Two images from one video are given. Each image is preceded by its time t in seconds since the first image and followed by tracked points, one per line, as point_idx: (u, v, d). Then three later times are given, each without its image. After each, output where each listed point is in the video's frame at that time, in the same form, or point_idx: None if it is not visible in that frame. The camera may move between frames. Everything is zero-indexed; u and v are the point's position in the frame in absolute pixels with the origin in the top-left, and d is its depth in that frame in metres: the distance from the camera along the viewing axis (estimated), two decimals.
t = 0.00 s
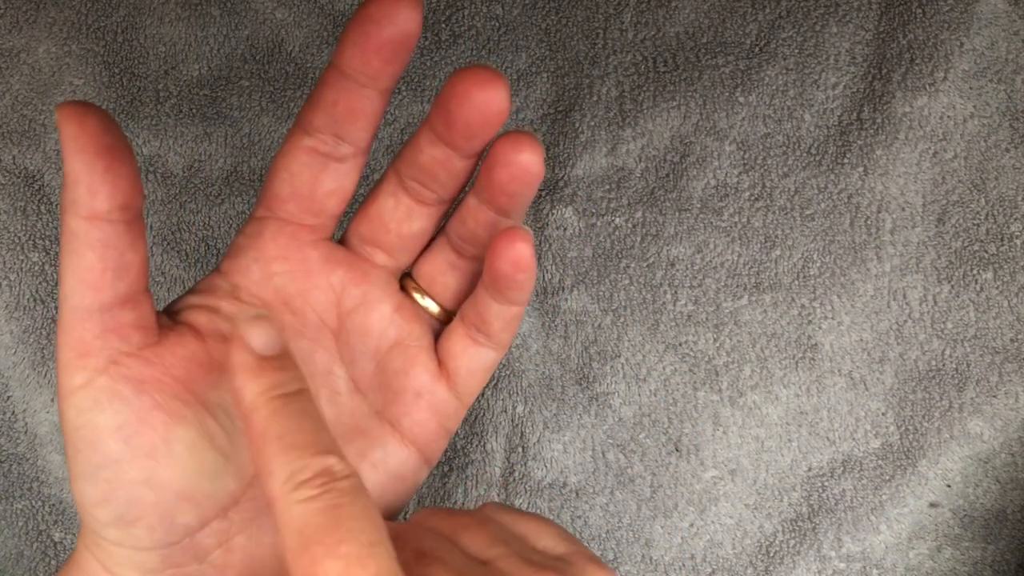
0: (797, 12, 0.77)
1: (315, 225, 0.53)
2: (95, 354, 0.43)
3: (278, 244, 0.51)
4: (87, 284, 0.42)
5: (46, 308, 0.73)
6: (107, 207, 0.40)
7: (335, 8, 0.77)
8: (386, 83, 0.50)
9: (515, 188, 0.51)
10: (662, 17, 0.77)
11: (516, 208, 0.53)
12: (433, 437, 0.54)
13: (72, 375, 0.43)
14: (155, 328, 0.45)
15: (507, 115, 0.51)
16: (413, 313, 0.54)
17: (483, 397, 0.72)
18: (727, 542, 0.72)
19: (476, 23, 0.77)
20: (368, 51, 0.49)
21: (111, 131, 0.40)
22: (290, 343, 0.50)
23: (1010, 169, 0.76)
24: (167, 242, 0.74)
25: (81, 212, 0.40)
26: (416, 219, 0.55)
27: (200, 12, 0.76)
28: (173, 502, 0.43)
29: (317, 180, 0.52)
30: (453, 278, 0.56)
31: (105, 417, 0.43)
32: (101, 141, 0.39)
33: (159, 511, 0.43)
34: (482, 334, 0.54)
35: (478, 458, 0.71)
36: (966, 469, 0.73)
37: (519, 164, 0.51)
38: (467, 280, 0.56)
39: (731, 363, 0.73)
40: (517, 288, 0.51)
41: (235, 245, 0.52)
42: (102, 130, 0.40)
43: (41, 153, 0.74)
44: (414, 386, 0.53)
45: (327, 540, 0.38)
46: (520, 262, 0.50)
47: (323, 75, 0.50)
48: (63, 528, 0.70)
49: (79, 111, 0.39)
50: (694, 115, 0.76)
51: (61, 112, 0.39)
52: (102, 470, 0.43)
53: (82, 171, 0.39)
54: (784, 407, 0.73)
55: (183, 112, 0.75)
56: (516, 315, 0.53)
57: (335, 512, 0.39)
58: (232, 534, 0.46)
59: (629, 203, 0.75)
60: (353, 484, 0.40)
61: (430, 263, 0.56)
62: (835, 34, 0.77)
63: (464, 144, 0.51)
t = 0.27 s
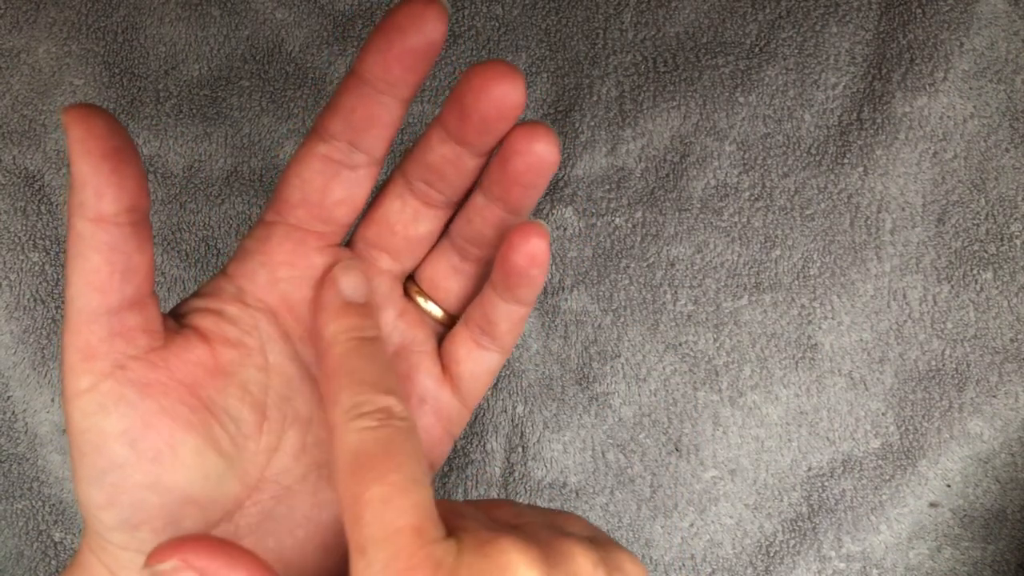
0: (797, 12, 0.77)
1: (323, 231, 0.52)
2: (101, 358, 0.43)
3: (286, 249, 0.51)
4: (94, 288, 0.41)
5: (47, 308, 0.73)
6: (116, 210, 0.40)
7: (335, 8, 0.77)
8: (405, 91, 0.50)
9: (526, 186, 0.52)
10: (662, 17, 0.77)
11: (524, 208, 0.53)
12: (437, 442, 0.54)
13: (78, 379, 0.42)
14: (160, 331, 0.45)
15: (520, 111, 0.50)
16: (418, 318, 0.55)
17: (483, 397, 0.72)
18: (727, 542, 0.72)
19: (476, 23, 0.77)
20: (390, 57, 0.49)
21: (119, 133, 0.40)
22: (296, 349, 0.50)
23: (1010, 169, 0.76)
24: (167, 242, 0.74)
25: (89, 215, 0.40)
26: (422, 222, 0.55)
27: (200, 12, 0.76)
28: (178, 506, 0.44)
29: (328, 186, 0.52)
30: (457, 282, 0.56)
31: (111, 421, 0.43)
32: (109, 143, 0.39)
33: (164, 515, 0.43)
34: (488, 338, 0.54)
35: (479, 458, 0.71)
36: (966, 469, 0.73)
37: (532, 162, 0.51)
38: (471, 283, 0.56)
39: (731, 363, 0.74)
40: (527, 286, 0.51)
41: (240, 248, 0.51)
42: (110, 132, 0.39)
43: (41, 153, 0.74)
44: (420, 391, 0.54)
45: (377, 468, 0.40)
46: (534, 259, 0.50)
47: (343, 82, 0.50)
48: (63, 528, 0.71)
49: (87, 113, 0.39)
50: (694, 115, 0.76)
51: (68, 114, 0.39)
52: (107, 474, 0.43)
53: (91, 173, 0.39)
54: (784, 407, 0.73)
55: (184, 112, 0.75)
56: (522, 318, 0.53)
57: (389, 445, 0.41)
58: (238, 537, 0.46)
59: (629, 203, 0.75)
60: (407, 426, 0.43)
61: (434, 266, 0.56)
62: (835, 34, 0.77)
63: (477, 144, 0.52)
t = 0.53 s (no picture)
0: (797, 12, 0.77)
1: (315, 227, 0.52)
2: (94, 354, 0.43)
3: (278, 245, 0.51)
4: (86, 284, 0.42)
5: (47, 308, 0.73)
6: (107, 206, 0.40)
7: (335, 8, 0.77)
8: (396, 85, 0.50)
9: (518, 178, 0.51)
10: (662, 17, 0.77)
11: (515, 201, 0.53)
12: (431, 436, 0.54)
13: (72, 375, 0.43)
14: (154, 327, 0.45)
15: (510, 103, 0.50)
16: (409, 312, 0.54)
17: (483, 397, 0.72)
18: (727, 542, 0.72)
19: (476, 23, 0.77)
20: (379, 51, 0.49)
21: (110, 129, 0.40)
22: (288, 345, 0.50)
23: (1010, 169, 0.76)
24: (167, 242, 0.74)
25: (80, 211, 0.40)
26: (414, 217, 0.55)
27: (200, 12, 0.76)
28: (171, 502, 0.44)
29: (320, 182, 0.52)
30: (449, 276, 0.55)
31: (104, 417, 0.43)
32: (98, 139, 0.40)
33: (157, 511, 0.44)
34: (480, 331, 0.53)
35: (478, 458, 0.71)
36: (966, 469, 0.73)
37: (522, 154, 0.51)
38: (463, 277, 0.56)
39: (731, 363, 0.74)
40: (520, 276, 0.51)
41: (234, 244, 0.52)
42: (101, 128, 0.40)
43: (40, 153, 0.74)
44: (412, 385, 0.53)
45: (298, 551, 0.36)
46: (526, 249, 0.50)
47: (334, 76, 0.50)
48: (63, 528, 0.70)
49: (77, 110, 0.39)
50: (694, 115, 0.76)
51: (59, 110, 0.39)
52: (101, 470, 0.43)
53: (81, 169, 0.39)
54: (784, 407, 0.73)
55: (184, 112, 0.75)
56: (515, 309, 0.53)
57: (309, 521, 0.37)
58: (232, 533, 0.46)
59: (629, 203, 0.75)
60: (327, 496, 0.38)
61: (426, 261, 0.55)
62: (835, 34, 0.77)
63: (467, 138, 0.51)
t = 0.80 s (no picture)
0: (797, 13, 0.77)
1: (311, 227, 0.52)
2: (89, 355, 0.43)
3: (274, 244, 0.51)
4: (80, 284, 0.42)
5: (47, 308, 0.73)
6: (101, 206, 0.40)
7: (335, 8, 0.77)
8: (391, 84, 0.50)
9: (513, 178, 0.51)
10: (662, 17, 0.77)
11: (511, 201, 0.53)
12: (428, 437, 0.53)
13: (67, 376, 0.43)
14: (149, 327, 0.45)
15: (505, 104, 0.50)
16: (406, 312, 0.54)
17: (483, 397, 0.72)
18: (727, 542, 0.72)
19: (476, 23, 0.77)
20: (375, 50, 0.49)
21: (103, 130, 0.40)
22: (283, 345, 0.50)
23: (1010, 169, 0.76)
24: (167, 242, 0.74)
25: (74, 211, 0.40)
26: (411, 217, 0.55)
27: (200, 12, 0.76)
28: (167, 503, 0.44)
29: (315, 181, 0.52)
30: (446, 276, 0.55)
31: (100, 419, 0.43)
32: (91, 139, 0.40)
33: (153, 512, 0.44)
34: (477, 331, 0.53)
35: (478, 458, 0.71)
36: (966, 469, 0.73)
37: (517, 154, 0.51)
38: (460, 277, 0.56)
39: (731, 363, 0.74)
40: (515, 277, 0.50)
41: (230, 244, 0.52)
42: (94, 128, 0.40)
43: (40, 153, 0.74)
44: (409, 385, 0.53)
45: (288, 568, 0.37)
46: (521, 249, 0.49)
47: (330, 75, 0.50)
48: (62, 528, 0.71)
49: (70, 111, 0.39)
50: (694, 115, 0.76)
51: (52, 111, 0.39)
52: (97, 472, 0.43)
53: (74, 170, 0.39)
54: (784, 407, 0.73)
55: (183, 112, 0.75)
56: (511, 309, 0.53)
57: (297, 537, 0.38)
58: (228, 534, 0.46)
59: (629, 203, 0.75)
60: (317, 510, 0.39)
61: (424, 261, 0.55)
62: (835, 34, 0.77)
63: (463, 138, 0.51)
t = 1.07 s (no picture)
0: (797, 12, 0.77)
1: (323, 227, 0.52)
2: (103, 352, 0.43)
3: (287, 244, 0.51)
4: (95, 282, 0.42)
5: (47, 308, 0.73)
6: (115, 205, 0.40)
7: (335, 8, 0.77)
8: (405, 88, 0.50)
9: (523, 180, 0.51)
10: (662, 17, 0.77)
11: (522, 203, 0.53)
12: (438, 437, 0.53)
13: (81, 373, 0.43)
14: (162, 324, 0.45)
15: (516, 109, 0.50)
16: (416, 313, 0.54)
17: (483, 397, 0.72)
18: (727, 542, 0.72)
19: (476, 23, 0.77)
20: (389, 54, 0.49)
21: (117, 129, 0.40)
22: (296, 344, 0.50)
23: (1010, 169, 0.76)
24: (167, 242, 0.74)
25: (89, 209, 0.40)
26: (421, 219, 0.55)
27: (200, 12, 0.76)
28: (178, 500, 0.44)
29: (328, 183, 0.52)
30: (457, 278, 0.55)
31: (112, 415, 0.43)
32: (106, 138, 0.40)
33: (164, 509, 0.44)
34: (486, 332, 0.53)
35: (478, 458, 0.71)
36: (966, 469, 0.73)
37: (527, 157, 0.51)
38: (471, 279, 0.56)
39: (731, 363, 0.74)
40: (523, 278, 0.51)
41: (243, 244, 0.52)
42: (109, 128, 0.40)
43: (40, 153, 0.74)
44: (419, 387, 0.53)
45: (293, 560, 0.36)
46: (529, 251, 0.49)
47: (344, 78, 0.50)
48: (63, 528, 0.71)
49: (86, 110, 0.39)
50: (694, 115, 0.76)
51: (68, 110, 0.39)
52: (109, 468, 0.43)
53: (90, 169, 0.39)
54: (784, 407, 0.73)
55: (184, 112, 0.75)
56: (519, 310, 0.53)
57: (303, 531, 0.37)
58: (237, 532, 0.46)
59: (629, 203, 0.75)
60: (321, 505, 0.38)
61: (434, 262, 0.55)
62: (835, 34, 0.77)
63: (473, 143, 0.51)
